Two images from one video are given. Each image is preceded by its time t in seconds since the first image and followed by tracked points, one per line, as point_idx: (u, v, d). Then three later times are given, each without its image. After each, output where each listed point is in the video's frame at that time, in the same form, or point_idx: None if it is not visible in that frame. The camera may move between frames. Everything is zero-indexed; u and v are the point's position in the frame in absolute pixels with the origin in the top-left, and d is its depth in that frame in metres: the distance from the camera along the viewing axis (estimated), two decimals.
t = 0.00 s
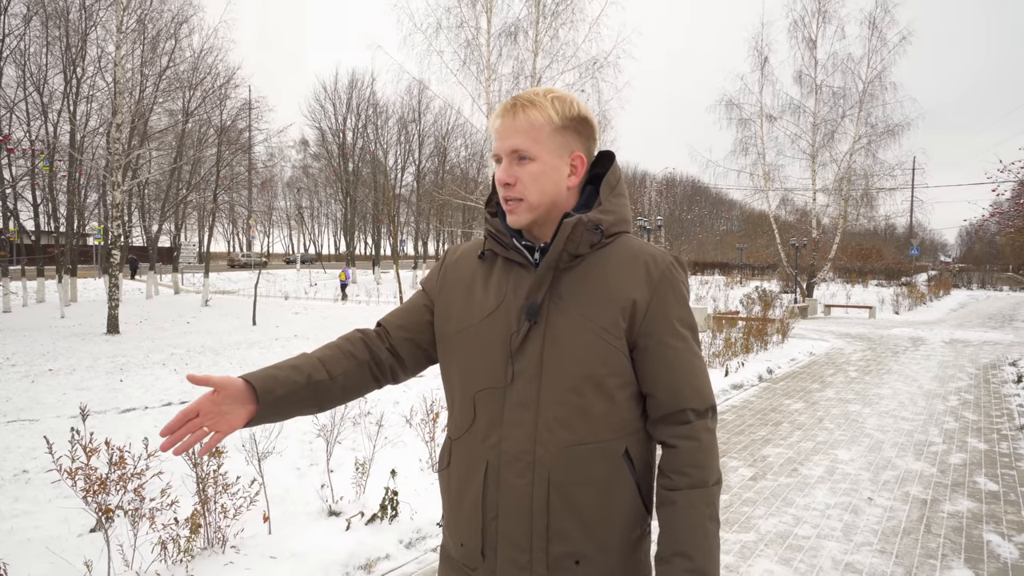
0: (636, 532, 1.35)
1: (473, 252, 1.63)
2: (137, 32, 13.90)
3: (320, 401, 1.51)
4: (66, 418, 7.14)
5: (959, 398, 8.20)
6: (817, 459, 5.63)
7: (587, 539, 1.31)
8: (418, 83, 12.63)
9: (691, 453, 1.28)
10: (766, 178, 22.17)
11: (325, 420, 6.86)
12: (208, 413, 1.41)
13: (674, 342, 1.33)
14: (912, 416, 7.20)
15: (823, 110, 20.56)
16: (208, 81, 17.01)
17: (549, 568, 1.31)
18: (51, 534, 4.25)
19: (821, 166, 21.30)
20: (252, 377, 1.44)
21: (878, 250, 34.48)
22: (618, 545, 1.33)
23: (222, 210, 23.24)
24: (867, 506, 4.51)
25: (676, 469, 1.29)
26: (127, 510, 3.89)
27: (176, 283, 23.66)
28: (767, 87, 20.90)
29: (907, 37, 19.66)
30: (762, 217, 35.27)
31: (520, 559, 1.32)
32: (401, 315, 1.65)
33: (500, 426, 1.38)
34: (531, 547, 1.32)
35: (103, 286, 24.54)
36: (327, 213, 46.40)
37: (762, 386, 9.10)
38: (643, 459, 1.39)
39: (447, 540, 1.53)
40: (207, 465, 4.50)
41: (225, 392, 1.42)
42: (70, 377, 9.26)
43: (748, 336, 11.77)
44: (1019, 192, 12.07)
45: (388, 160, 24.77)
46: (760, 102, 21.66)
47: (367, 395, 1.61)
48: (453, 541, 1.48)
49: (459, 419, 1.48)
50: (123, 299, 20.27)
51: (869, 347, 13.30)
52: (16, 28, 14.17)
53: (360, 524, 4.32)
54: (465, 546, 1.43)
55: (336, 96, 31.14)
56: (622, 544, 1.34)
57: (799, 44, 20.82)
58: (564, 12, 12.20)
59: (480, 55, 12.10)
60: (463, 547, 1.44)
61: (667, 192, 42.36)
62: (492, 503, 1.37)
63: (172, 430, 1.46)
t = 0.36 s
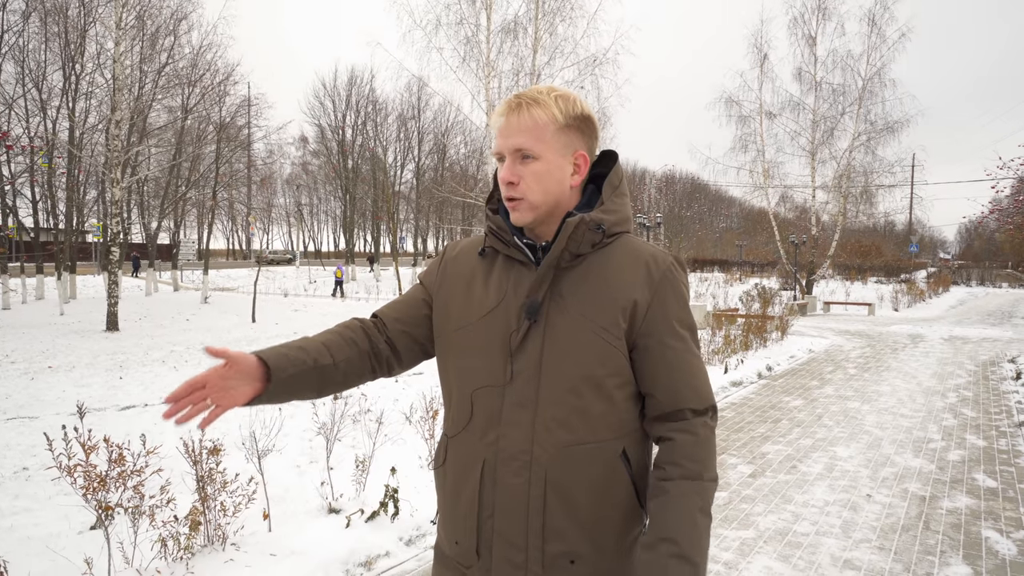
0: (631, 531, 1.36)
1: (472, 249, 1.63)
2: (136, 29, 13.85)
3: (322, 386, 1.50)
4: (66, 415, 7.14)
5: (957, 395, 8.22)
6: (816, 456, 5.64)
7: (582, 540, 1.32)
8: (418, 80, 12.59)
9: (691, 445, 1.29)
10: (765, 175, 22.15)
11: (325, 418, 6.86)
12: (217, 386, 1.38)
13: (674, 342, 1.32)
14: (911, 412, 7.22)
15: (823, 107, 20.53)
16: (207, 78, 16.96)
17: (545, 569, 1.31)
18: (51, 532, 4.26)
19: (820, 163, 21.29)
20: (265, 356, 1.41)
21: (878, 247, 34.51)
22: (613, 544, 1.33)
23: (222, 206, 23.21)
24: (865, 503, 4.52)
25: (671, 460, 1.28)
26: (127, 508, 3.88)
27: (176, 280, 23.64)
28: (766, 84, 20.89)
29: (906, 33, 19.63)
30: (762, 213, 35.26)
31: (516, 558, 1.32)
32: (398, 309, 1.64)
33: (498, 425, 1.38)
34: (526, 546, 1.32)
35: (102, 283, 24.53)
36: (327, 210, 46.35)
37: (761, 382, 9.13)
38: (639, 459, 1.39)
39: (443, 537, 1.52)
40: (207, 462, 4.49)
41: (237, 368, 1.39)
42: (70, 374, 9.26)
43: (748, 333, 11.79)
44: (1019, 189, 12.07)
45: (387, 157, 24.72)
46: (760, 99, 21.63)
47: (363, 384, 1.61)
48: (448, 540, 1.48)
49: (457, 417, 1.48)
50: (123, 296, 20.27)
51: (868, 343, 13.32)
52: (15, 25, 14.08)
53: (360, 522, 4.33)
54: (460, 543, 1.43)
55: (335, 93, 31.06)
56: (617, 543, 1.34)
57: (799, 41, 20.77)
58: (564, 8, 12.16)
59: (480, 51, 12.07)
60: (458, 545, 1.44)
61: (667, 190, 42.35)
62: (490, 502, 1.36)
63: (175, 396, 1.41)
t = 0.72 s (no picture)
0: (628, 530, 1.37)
1: (464, 254, 1.64)
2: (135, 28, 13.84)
3: (351, 362, 1.52)
4: (64, 415, 7.14)
5: (954, 394, 8.25)
6: (813, 455, 5.66)
7: (577, 540, 1.33)
8: (415, 80, 12.58)
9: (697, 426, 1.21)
10: (763, 175, 22.17)
11: (324, 418, 6.86)
12: (313, 327, 1.41)
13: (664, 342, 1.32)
14: (907, 412, 7.25)
15: (820, 107, 20.55)
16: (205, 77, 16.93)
17: (541, 569, 1.33)
18: (51, 531, 4.26)
19: (818, 162, 21.32)
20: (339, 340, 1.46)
21: (875, 246, 34.60)
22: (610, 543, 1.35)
23: (220, 206, 23.16)
24: (862, 502, 4.54)
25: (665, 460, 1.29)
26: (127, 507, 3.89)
27: (173, 280, 23.60)
28: (764, 83, 20.91)
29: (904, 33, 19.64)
30: (760, 213, 35.31)
31: (513, 559, 1.34)
32: (392, 309, 1.64)
33: (492, 430, 1.39)
34: (522, 547, 1.33)
35: (100, 283, 24.48)
36: (325, 210, 46.32)
37: (758, 382, 9.15)
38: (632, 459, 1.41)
39: (442, 539, 1.54)
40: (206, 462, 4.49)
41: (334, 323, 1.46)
42: (68, 374, 9.25)
43: (745, 332, 11.83)
44: (1015, 188, 12.10)
45: (385, 156, 24.70)
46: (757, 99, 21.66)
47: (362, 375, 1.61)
48: (447, 541, 1.49)
49: (452, 421, 1.50)
50: (120, 296, 20.24)
51: (866, 343, 13.34)
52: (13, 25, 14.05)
53: (359, 521, 4.33)
54: (458, 545, 1.45)
55: (333, 93, 31.02)
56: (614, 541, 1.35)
57: (797, 41, 20.79)
58: (561, 8, 12.16)
59: (478, 51, 12.05)
60: (457, 546, 1.45)
61: (665, 189, 42.40)
62: (485, 505, 1.38)
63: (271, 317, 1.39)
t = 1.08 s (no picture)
0: (622, 528, 1.38)
1: (459, 252, 1.64)
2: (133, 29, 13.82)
3: (325, 348, 1.55)
4: (62, 415, 7.13)
5: (952, 394, 8.27)
6: (811, 455, 5.67)
7: (573, 537, 1.33)
8: (414, 80, 12.59)
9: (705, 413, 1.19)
10: (762, 175, 22.20)
11: (323, 418, 6.86)
12: (263, 308, 1.43)
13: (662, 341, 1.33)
14: (905, 412, 7.26)
15: (819, 107, 20.59)
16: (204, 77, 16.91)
17: (535, 568, 1.33)
18: (50, 531, 4.26)
19: (817, 163, 21.35)
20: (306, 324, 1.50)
21: (874, 246, 34.68)
22: (604, 542, 1.35)
23: (219, 206, 23.15)
24: (860, 502, 4.54)
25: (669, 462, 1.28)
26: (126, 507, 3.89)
27: (172, 280, 23.57)
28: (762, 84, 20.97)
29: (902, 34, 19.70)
30: (759, 213, 35.33)
31: (507, 556, 1.34)
32: (385, 309, 1.66)
33: (488, 427, 1.39)
34: (516, 545, 1.33)
35: (98, 283, 24.46)
36: (324, 210, 46.33)
37: (757, 382, 9.17)
38: (628, 459, 1.41)
39: (435, 535, 1.54)
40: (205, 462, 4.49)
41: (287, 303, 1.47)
42: (67, 374, 9.24)
43: (744, 333, 11.86)
44: (1013, 189, 12.13)
45: (384, 156, 24.70)
46: (756, 100, 21.70)
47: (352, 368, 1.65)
48: (441, 539, 1.49)
49: (448, 419, 1.50)
50: (119, 296, 20.22)
51: (864, 343, 13.35)
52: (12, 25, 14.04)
53: (358, 521, 4.33)
54: (452, 543, 1.45)
55: (332, 93, 31.02)
56: (609, 540, 1.36)
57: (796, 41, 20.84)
58: (560, 9, 12.17)
59: (477, 51, 12.06)
60: (451, 544, 1.45)
61: (664, 190, 42.46)
62: (480, 503, 1.38)
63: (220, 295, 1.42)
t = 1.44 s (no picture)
0: (615, 526, 1.38)
1: (452, 257, 1.65)
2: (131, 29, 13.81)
3: (329, 373, 1.59)
4: (60, 416, 7.12)
5: (950, 394, 8.28)
6: (809, 455, 5.67)
7: (566, 536, 1.33)
8: (413, 80, 12.60)
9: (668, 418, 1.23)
10: (760, 175, 22.23)
11: (321, 418, 6.85)
12: (251, 337, 1.42)
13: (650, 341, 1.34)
14: (904, 412, 7.27)
15: (817, 107, 20.64)
16: (203, 77, 16.89)
17: (529, 567, 1.33)
18: (47, 532, 4.24)
19: (815, 163, 21.39)
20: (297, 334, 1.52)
21: (872, 247, 34.76)
22: (599, 539, 1.35)
23: (218, 206, 23.13)
24: (858, 502, 4.54)
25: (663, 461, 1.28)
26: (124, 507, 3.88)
27: (170, 280, 23.54)
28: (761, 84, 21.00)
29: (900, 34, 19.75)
30: (757, 213, 35.35)
31: (502, 556, 1.34)
32: (386, 322, 1.71)
33: (480, 426, 1.39)
34: (510, 545, 1.33)
35: (97, 284, 24.44)
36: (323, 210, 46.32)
37: (755, 382, 9.18)
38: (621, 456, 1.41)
39: (429, 535, 1.54)
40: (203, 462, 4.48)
41: (277, 330, 1.48)
42: (65, 375, 9.23)
43: (742, 333, 11.87)
44: (1010, 189, 12.16)
45: (383, 156, 24.72)
46: (754, 100, 21.73)
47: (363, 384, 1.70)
48: (436, 540, 1.49)
49: (441, 418, 1.50)
50: (118, 297, 20.20)
51: (862, 343, 13.38)
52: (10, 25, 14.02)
53: (356, 521, 4.33)
54: (447, 543, 1.45)
55: (331, 93, 31.01)
56: (602, 538, 1.36)
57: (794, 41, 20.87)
58: (559, 10, 12.18)
59: (475, 51, 12.07)
60: (446, 544, 1.45)
61: (663, 190, 42.51)
62: (474, 502, 1.38)
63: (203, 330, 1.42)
